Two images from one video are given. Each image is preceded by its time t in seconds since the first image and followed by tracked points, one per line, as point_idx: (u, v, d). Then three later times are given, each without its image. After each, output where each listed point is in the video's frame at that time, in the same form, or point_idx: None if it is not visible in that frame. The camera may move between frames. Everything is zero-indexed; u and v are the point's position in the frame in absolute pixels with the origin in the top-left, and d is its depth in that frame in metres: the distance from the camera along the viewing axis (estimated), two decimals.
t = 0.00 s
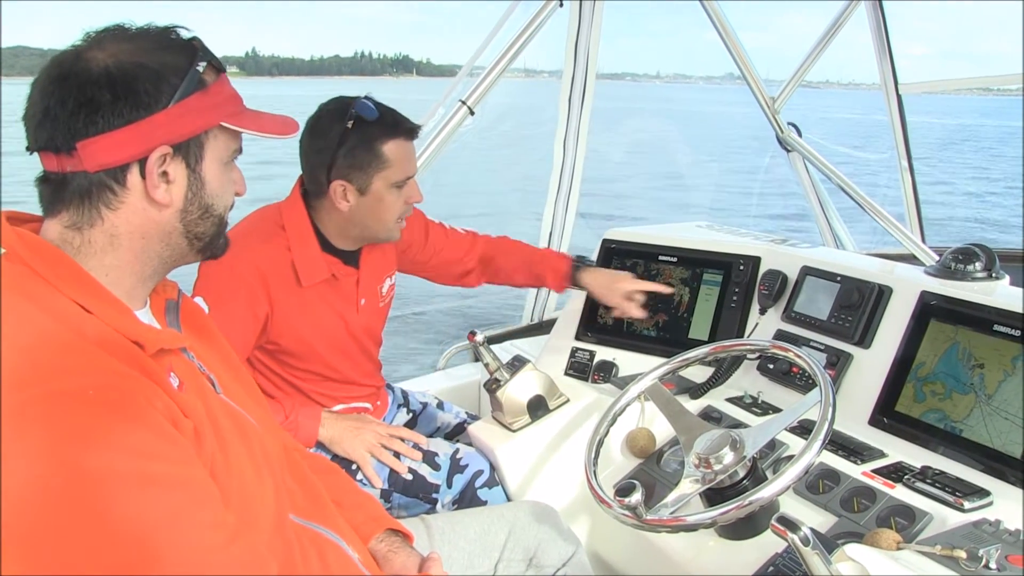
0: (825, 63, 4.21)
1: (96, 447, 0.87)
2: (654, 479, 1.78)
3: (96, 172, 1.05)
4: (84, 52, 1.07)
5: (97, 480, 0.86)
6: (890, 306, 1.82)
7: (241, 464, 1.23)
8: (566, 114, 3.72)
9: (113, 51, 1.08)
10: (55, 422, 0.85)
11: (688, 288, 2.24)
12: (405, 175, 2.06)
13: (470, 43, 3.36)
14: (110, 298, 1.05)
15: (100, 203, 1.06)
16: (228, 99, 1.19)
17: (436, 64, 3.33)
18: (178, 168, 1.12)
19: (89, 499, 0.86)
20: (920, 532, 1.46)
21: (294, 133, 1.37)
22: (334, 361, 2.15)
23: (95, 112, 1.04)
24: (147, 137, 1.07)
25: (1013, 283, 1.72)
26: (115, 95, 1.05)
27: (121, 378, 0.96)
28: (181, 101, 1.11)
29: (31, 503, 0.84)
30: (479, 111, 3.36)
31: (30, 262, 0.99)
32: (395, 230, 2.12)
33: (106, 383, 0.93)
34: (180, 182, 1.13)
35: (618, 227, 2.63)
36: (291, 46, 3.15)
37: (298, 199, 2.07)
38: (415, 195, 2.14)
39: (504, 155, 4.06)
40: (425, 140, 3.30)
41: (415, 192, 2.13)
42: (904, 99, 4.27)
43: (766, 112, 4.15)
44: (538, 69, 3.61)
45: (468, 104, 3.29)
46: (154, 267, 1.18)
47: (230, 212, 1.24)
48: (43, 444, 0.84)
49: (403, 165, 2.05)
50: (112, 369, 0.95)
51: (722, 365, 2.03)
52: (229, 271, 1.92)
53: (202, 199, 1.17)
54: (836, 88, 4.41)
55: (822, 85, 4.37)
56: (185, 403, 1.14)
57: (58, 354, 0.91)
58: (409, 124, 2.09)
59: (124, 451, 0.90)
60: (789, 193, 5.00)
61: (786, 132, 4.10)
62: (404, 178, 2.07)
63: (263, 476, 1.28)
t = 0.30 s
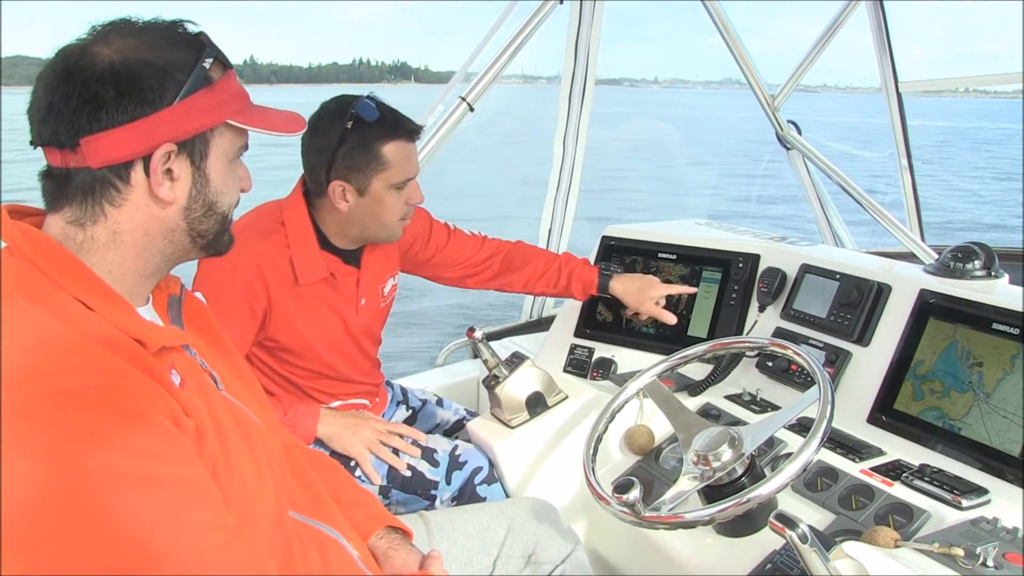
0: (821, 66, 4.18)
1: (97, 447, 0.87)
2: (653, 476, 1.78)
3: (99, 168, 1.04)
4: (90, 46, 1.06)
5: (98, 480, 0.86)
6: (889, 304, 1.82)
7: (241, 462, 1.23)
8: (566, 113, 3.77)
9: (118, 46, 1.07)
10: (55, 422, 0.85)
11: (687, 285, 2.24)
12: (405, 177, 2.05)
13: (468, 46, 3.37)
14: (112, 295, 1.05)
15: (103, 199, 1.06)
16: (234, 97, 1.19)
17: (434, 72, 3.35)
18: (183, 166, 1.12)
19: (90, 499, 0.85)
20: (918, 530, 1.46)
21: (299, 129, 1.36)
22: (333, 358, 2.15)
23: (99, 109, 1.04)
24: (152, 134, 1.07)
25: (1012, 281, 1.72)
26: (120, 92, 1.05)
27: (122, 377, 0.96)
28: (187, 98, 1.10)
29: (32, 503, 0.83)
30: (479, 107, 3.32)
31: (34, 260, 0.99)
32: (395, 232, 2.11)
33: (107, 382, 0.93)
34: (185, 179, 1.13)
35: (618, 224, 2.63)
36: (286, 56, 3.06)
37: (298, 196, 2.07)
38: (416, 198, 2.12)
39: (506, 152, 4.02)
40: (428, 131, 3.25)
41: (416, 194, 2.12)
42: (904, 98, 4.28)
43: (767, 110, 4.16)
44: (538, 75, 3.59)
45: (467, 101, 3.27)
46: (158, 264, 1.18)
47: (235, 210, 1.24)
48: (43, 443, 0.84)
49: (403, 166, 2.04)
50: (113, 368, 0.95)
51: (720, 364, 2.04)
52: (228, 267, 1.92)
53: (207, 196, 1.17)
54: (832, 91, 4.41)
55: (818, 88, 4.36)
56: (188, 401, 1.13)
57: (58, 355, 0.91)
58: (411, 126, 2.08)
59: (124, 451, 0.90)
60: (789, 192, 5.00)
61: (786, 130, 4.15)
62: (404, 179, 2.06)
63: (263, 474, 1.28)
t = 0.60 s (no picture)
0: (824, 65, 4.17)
1: (99, 446, 0.87)
2: (655, 473, 1.78)
3: (104, 164, 1.04)
4: (96, 40, 1.06)
5: (101, 479, 0.86)
6: (892, 302, 1.82)
7: (244, 458, 1.24)
8: (568, 111, 3.86)
9: (124, 40, 1.07)
10: (56, 422, 0.85)
11: (690, 282, 2.24)
12: (379, 169, 2.01)
13: (469, 45, 3.38)
14: (114, 290, 1.05)
15: (107, 195, 1.06)
16: (241, 94, 1.19)
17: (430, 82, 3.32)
18: (187, 162, 1.12)
19: (91, 499, 0.85)
20: (920, 529, 1.46)
21: (305, 127, 1.36)
22: (334, 353, 2.14)
23: (104, 104, 1.04)
24: (157, 131, 1.07)
25: (1015, 280, 1.71)
26: (126, 87, 1.05)
27: (124, 375, 0.95)
28: (193, 95, 1.10)
29: (33, 503, 0.83)
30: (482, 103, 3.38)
31: (37, 256, 0.99)
32: (374, 231, 2.06)
33: (108, 380, 0.93)
34: (188, 176, 1.13)
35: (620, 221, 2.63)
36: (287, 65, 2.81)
37: (301, 191, 2.06)
38: (400, 199, 2.07)
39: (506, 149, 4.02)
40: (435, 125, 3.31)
41: (399, 190, 2.06)
42: (908, 100, 4.22)
43: (768, 107, 4.21)
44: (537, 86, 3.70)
45: (469, 96, 3.32)
46: (162, 261, 1.17)
47: (239, 207, 1.24)
48: (44, 443, 0.83)
49: (378, 158, 2.00)
50: (115, 365, 0.95)
51: (722, 359, 2.04)
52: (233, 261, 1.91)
53: (211, 194, 1.17)
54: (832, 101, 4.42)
55: (817, 98, 4.47)
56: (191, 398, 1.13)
57: (59, 352, 0.90)
58: (400, 123, 2.03)
59: (126, 449, 0.90)
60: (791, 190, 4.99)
61: (788, 127, 4.20)
62: (383, 175, 2.02)
63: (265, 469, 1.29)
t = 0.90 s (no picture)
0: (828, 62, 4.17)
1: (100, 446, 0.87)
2: (657, 471, 1.78)
3: (103, 161, 1.04)
4: (99, 37, 1.06)
5: (104, 480, 0.86)
6: (895, 301, 1.81)
7: (246, 456, 1.25)
8: (572, 107, 3.84)
9: (127, 38, 1.07)
10: (56, 423, 0.85)
11: (692, 281, 2.24)
12: (346, 153, 2.04)
13: (470, 49, 3.41)
14: (114, 290, 1.05)
15: (107, 193, 1.06)
16: (243, 94, 1.19)
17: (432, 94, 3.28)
18: (187, 162, 1.12)
19: (91, 499, 0.85)
20: (923, 527, 1.46)
21: (308, 129, 1.37)
22: (335, 351, 2.15)
23: (105, 101, 1.04)
24: (157, 129, 1.07)
25: (1019, 279, 1.71)
26: (127, 85, 1.05)
27: (124, 375, 0.96)
28: (195, 94, 1.11)
29: (34, 503, 0.83)
30: (484, 101, 3.39)
31: (36, 256, 0.99)
32: (333, 211, 2.05)
33: (109, 380, 0.93)
34: (189, 176, 1.13)
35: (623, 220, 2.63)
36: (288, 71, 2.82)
37: (302, 187, 2.07)
38: (363, 183, 2.05)
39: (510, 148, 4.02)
40: (437, 124, 3.37)
41: (368, 176, 2.06)
42: (910, 96, 4.17)
43: (772, 106, 4.21)
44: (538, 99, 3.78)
45: (473, 96, 3.34)
46: (161, 261, 1.17)
47: (238, 208, 1.25)
48: (44, 444, 0.84)
49: (344, 142, 2.04)
50: (116, 365, 0.95)
51: (725, 359, 2.06)
52: (236, 258, 1.91)
53: (210, 194, 1.17)
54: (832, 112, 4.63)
55: (818, 109, 4.56)
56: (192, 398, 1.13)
57: (59, 350, 0.90)
58: (373, 111, 2.06)
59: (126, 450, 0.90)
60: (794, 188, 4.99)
61: (791, 126, 4.18)
62: (345, 155, 2.04)
63: (268, 466, 1.30)
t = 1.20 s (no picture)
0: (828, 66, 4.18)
1: (96, 458, 0.88)
2: (657, 475, 1.79)
3: (98, 168, 1.05)
4: (94, 42, 1.07)
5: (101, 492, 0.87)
6: (893, 304, 1.82)
7: (245, 462, 1.25)
8: (572, 110, 3.80)
9: (123, 43, 1.08)
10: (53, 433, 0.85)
11: (692, 284, 2.24)
12: (342, 151, 2.07)
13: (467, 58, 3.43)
14: (108, 298, 1.05)
15: (101, 200, 1.07)
16: (239, 100, 1.20)
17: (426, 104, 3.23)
18: (182, 168, 1.13)
19: (88, 508, 0.86)
20: (922, 530, 1.46)
21: (303, 135, 1.38)
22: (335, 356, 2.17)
23: (100, 107, 1.04)
24: (152, 135, 1.08)
25: (1017, 281, 1.71)
26: (123, 91, 1.05)
27: (121, 384, 0.96)
28: (190, 100, 1.11)
29: (32, 512, 0.83)
30: (484, 106, 3.35)
31: (31, 265, 0.99)
32: (332, 209, 2.06)
33: (105, 389, 0.93)
34: (184, 182, 1.14)
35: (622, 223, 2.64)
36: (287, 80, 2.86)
37: (301, 191, 2.08)
38: (361, 180, 2.07)
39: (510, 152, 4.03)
40: (437, 128, 3.36)
41: (364, 172, 2.08)
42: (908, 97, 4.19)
43: (771, 109, 4.23)
44: (537, 111, 3.86)
45: (472, 100, 3.30)
46: (156, 268, 1.18)
47: (233, 214, 1.26)
48: (41, 454, 0.84)
49: (340, 140, 2.07)
50: (112, 375, 0.96)
51: (724, 363, 2.03)
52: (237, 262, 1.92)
53: (205, 201, 1.18)
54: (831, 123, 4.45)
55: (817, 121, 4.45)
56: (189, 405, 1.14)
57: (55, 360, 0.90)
58: (368, 110, 2.10)
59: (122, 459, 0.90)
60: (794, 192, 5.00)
61: (791, 129, 4.19)
62: (342, 154, 2.07)
63: (267, 472, 1.30)
